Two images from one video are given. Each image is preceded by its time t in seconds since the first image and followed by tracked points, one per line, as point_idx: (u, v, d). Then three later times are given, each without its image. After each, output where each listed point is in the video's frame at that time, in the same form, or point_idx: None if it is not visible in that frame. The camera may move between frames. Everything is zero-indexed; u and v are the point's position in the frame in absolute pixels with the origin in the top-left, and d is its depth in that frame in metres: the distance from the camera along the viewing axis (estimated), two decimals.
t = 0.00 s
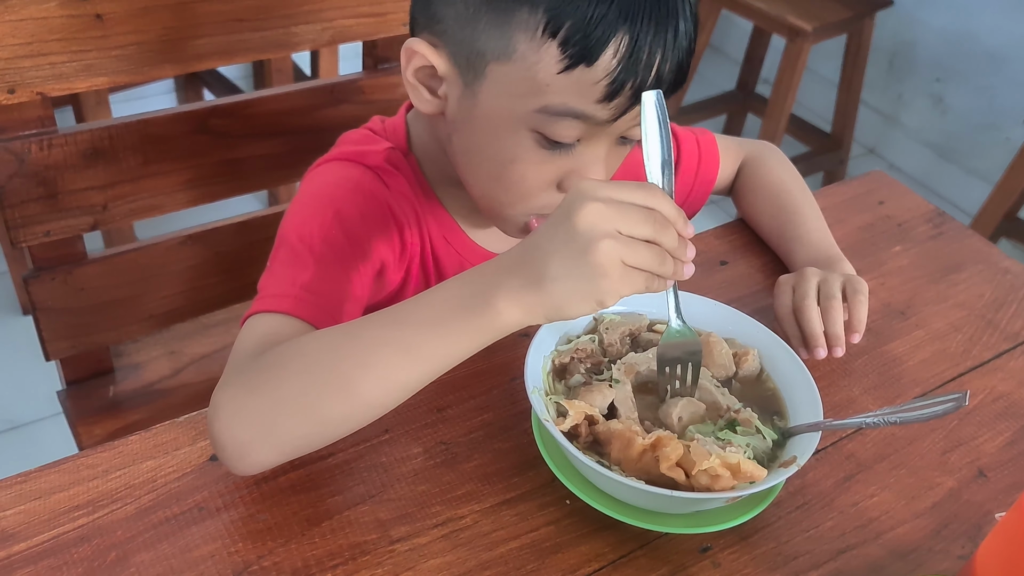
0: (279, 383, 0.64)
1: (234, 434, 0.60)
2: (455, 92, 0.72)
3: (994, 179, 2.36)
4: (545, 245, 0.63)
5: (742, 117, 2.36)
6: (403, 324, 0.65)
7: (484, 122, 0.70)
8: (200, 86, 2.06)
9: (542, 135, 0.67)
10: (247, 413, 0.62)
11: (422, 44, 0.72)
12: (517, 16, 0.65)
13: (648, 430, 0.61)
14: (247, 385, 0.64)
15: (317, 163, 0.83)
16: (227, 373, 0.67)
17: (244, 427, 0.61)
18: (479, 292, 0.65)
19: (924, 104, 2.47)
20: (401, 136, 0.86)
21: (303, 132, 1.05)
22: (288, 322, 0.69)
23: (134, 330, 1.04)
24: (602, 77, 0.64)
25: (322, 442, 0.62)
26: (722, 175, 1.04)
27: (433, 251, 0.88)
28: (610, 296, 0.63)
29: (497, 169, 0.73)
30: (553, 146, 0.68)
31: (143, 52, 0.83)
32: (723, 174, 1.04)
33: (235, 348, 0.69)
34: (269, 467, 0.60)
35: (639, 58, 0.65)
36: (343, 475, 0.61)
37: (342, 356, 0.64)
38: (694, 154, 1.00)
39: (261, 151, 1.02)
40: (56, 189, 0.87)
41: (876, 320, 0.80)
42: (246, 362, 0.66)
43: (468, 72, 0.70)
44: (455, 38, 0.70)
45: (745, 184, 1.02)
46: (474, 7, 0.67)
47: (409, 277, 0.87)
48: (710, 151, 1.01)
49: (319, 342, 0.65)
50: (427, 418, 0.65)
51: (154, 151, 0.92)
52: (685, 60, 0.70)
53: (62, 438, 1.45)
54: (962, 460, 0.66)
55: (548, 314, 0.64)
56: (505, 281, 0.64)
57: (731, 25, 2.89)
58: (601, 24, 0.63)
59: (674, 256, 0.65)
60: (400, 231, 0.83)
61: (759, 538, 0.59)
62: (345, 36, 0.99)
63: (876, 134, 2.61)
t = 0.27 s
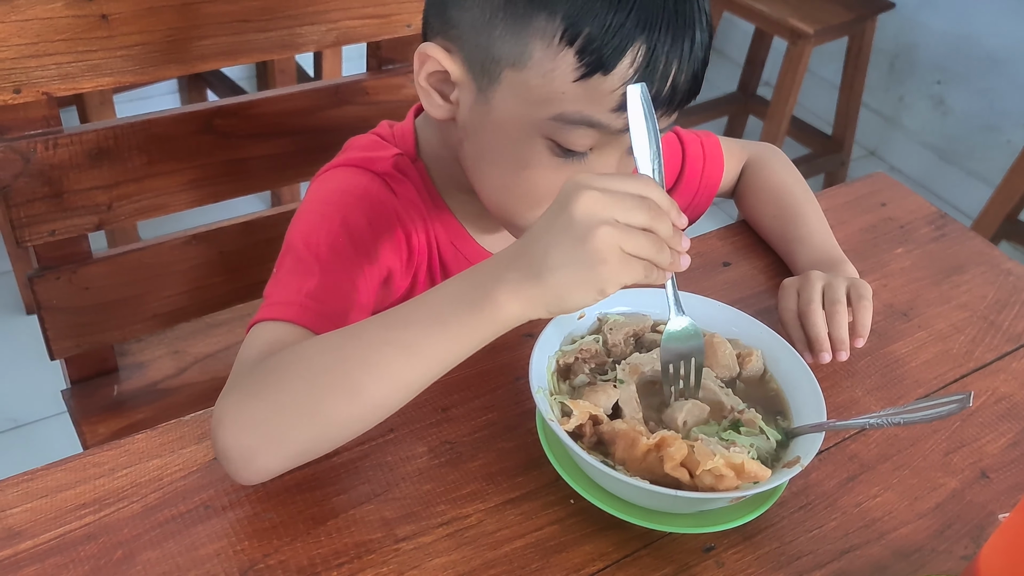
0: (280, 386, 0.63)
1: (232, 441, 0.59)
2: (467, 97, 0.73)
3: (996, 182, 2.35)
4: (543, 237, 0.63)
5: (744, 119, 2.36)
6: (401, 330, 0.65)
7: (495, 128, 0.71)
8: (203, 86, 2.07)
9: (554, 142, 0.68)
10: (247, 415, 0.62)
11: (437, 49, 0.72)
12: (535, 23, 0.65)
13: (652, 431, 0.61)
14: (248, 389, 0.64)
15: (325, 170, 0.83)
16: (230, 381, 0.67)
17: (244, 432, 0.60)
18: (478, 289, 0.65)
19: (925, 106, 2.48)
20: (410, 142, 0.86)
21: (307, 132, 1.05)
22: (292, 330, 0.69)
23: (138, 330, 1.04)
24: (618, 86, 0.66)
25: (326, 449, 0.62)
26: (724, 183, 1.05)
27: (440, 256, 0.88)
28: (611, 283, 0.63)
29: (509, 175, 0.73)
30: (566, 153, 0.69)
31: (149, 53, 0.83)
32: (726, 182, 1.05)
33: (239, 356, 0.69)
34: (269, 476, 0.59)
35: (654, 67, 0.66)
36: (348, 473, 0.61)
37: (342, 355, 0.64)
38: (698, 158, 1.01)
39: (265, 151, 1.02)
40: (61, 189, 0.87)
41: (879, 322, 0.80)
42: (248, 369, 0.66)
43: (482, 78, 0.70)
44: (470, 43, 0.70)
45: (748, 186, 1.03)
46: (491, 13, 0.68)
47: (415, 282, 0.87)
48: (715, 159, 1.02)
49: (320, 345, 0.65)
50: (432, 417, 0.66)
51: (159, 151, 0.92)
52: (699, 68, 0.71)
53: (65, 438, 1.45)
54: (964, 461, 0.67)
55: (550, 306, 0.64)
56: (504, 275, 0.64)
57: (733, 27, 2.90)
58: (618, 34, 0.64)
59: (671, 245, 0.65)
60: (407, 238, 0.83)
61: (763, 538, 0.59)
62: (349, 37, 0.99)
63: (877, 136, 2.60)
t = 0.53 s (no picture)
0: (281, 390, 0.64)
1: (232, 445, 0.59)
2: (470, 99, 0.73)
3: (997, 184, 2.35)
4: (542, 241, 0.64)
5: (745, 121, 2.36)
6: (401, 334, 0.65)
7: (498, 131, 0.71)
8: (205, 88, 2.07)
9: (556, 144, 0.68)
10: (249, 419, 0.62)
11: (440, 50, 0.72)
12: (538, 27, 0.66)
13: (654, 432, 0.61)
14: (248, 394, 0.64)
15: (326, 172, 0.83)
16: (231, 384, 0.67)
17: (245, 435, 0.60)
18: (481, 297, 0.65)
19: (925, 108, 2.48)
20: (413, 143, 0.86)
21: (310, 133, 1.05)
22: (293, 334, 0.69)
23: (141, 331, 1.04)
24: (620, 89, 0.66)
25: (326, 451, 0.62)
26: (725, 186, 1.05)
27: (442, 256, 0.88)
28: (612, 280, 0.64)
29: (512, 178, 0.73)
30: (569, 155, 0.69)
31: (152, 54, 0.83)
32: (727, 184, 1.05)
33: (240, 359, 0.69)
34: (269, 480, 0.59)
35: (657, 71, 0.67)
36: (352, 474, 0.61)
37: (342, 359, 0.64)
38: (699, 160, 1.01)
39: (267, 153, 1.02)
40: (65, 190, 0.87)
41: (880, 323, 0.80)
42: (248, 373, 0.66)
43: (485, 81, 0.71)
44: (474, 46, 0.70)
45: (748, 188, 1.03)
46: (495, 16, 0.68)
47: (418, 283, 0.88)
48: (717, 162, 1.02)
49: (320, 349, 0.65)
50: (435, 418, 0.66)
51: (163, 152, 0.93)
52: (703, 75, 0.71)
53: (67, 438, 1.46)
54: (966, 463, 0.67)
55: (552, 310, 0.64)
56: (504, 281, 0.65)
57: (734, 28, 2.90)
58: (621, 37, 0.64)
59: (666, 243, 0.66)
60: (409, 239, 0.83)
61: (765, 539, 0.59)
62: (352, 39, 0.99)
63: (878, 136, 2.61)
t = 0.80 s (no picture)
0: (273, 391, 0.63)
1: (223, 446, 0.59)
2: (471, 98, 0.73)
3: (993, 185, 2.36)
4: (529, 237, 0.64)
5: (742, 121, 2.37)
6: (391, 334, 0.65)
7: (501, 129, 0.71)
8: (201, 89, 2.07)
9: (560, 141, 0.68)
10: (240, 420, 0.62)
11: (439, 50, 0.72)
12: (539, 23, 0.65)
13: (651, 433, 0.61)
14: (242, 395, 0.64)
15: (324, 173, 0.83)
16: (224, 384, 0.67)
17: (235, 435, 0.60)
18: (473, 297, 0.64)
19: (922, 108, 2.48)
20: (410, 144, 0.86)
21: (306, 135, 1.05)
22: (287, 335, 0.69)
23: (137, 332, 1.04)
24: (622, 82, 0.66)
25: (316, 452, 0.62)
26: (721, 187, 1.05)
27: (439, 258, 0.88)
28: (602, 278, 0.64)
29: (514, 175, 0.73)
30: (572, 152, 0.69)
31: (148, 55, 0.83)
32: (723, 186, 1.05)
33: (234, 360, 0.69)
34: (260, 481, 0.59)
35: (659, 65, 0.66)
36: (347, 477, 0.61)
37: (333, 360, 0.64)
38: (697, 161, 1.01)
39: (263, 154, 1.02)
40: (60, 191, 0.87)
41: (877, 325, 0.80)
42: (241, 374, 0.66)
43: (486, 79, 0.70)
44: (474, 44, 0.70)
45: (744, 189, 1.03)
46: (495, 14, 0.68)
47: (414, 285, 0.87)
48: (714, 164, 1.02)
49: (313, 351, 0.65)
50: (431, 420, 0.66)
51: (158, 153, 0.92)
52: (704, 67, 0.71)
53: (63, 441, 1.45)
54: (962, 464, 0.67)
55: (542, 308, 0.64)
56: (493, 279, 0.65)
57: (731, 29, 2.90)
58: (621, 32, 0.64)
59: (654, 236, 0.66)
60: (405, 241, 0.83)
61: (762, 541, 0.59)
62: (348, 39, 0.99)
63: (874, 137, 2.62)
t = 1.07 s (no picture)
0: (269, 394, 0.64)
1: (219, 446, 0.59)
2: (472, 108, 0.73)
3: (991, 185, 2.36)
4: (527, 254, 0.63)
5: (740, 122, 2.37)
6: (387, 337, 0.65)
7: (502, 140, 0.71)
8: (200, 91, 2.07)
9: (560, 154, 0.68)
10: (236, 424, 0.62)
11: (441, 61, 0.73)
12: (540, 36, 0.66)
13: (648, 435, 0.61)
14: (239, 395, 0.64)
15: (320, 176, 0.83)
16: (219, 386, 0.67)
17: (229, 437, 0.60)
18: (472, 302, 0.65)
19: (920, 109, 2.49)
20: (409, 146, 0.86)
21: (304, 137, 1.05)
22: (282, 337, 0.68)
23: (135, 334, 1.04)
24: (623, 97, 0.66)
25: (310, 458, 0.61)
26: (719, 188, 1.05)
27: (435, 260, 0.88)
28: (600, 295, 0.64)
29: (514, 187, 0.73)
30: (572, 164, 0.69)
31: (146, 58, 0.83)
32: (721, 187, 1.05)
33: (229, 362, 0.69)
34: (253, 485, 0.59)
35: (661, 79, 0.66)
36: (345, 479, 0.61)
37: (329, 364, 0.64)
38: (693, 162, 1.00)
39: (261, 156, 1.02)
40: (58, 194, 0.87)
41: (874, 326, 0.80)
42: (237, 375, 0.66)
43: (488, 90, 0.71)
44: (476, 55, 0.70)
45: (741, 191, 1.03)
46: (497, 26, 0.68)
47: (410, 287, 0.87)
48: (711, 165, 1.02)
49: (308, 353, 0.65)
50: (428, 422, 0.66)
51: (156, 155, 0.92)
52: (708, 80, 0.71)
53: (62, 443, 1.45)
54: (960, 465, 0.67)
55: (538, 323, 0.65)
56: (492, 296, 0.65)
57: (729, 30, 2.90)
58: (623, 46, 0.64)
59: (654, 249, 0.66)
60: (402, 244, 0.83)
61: (759, 542, 0.59)
62: (346, 41, 0.99)
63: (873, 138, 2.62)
